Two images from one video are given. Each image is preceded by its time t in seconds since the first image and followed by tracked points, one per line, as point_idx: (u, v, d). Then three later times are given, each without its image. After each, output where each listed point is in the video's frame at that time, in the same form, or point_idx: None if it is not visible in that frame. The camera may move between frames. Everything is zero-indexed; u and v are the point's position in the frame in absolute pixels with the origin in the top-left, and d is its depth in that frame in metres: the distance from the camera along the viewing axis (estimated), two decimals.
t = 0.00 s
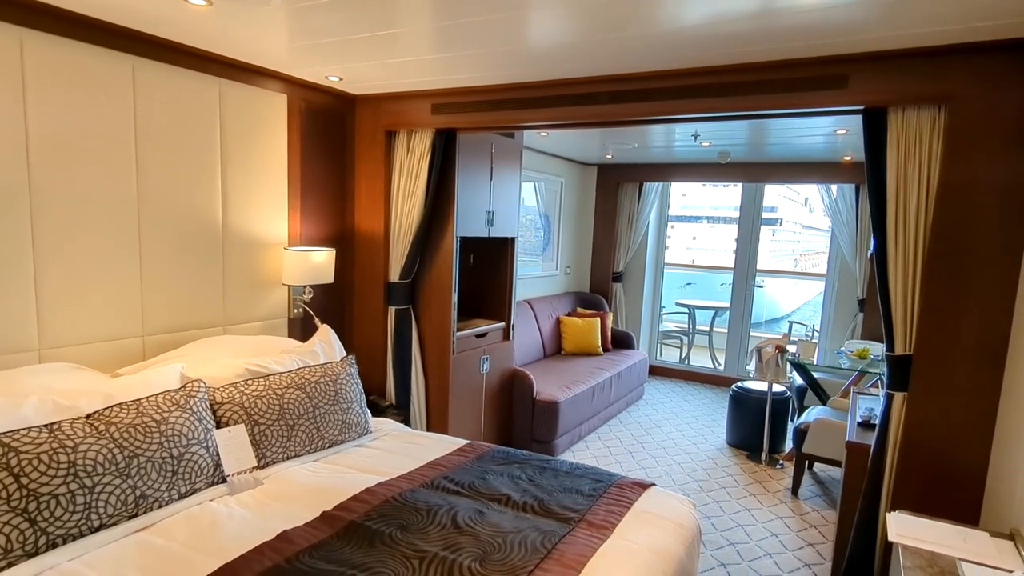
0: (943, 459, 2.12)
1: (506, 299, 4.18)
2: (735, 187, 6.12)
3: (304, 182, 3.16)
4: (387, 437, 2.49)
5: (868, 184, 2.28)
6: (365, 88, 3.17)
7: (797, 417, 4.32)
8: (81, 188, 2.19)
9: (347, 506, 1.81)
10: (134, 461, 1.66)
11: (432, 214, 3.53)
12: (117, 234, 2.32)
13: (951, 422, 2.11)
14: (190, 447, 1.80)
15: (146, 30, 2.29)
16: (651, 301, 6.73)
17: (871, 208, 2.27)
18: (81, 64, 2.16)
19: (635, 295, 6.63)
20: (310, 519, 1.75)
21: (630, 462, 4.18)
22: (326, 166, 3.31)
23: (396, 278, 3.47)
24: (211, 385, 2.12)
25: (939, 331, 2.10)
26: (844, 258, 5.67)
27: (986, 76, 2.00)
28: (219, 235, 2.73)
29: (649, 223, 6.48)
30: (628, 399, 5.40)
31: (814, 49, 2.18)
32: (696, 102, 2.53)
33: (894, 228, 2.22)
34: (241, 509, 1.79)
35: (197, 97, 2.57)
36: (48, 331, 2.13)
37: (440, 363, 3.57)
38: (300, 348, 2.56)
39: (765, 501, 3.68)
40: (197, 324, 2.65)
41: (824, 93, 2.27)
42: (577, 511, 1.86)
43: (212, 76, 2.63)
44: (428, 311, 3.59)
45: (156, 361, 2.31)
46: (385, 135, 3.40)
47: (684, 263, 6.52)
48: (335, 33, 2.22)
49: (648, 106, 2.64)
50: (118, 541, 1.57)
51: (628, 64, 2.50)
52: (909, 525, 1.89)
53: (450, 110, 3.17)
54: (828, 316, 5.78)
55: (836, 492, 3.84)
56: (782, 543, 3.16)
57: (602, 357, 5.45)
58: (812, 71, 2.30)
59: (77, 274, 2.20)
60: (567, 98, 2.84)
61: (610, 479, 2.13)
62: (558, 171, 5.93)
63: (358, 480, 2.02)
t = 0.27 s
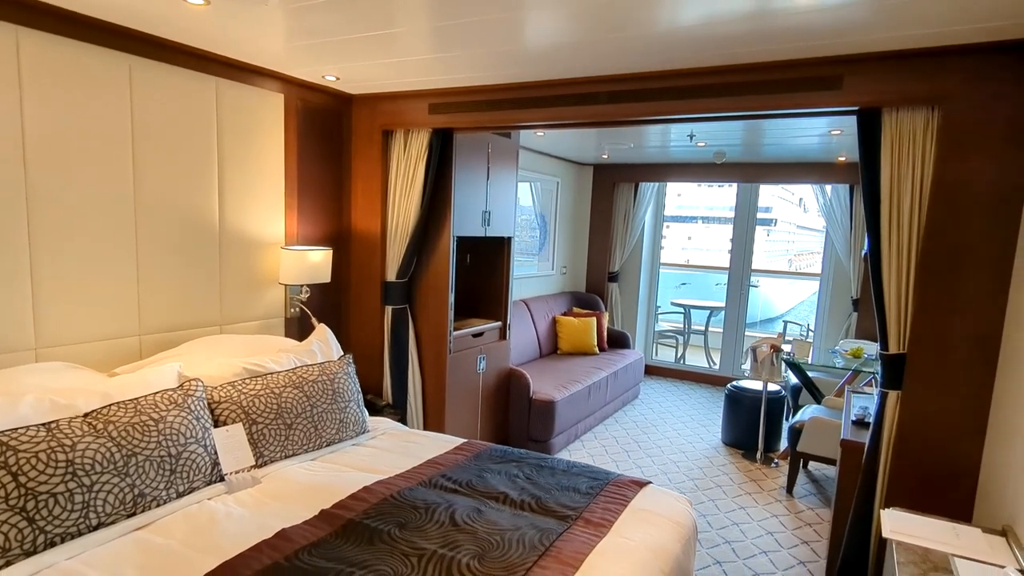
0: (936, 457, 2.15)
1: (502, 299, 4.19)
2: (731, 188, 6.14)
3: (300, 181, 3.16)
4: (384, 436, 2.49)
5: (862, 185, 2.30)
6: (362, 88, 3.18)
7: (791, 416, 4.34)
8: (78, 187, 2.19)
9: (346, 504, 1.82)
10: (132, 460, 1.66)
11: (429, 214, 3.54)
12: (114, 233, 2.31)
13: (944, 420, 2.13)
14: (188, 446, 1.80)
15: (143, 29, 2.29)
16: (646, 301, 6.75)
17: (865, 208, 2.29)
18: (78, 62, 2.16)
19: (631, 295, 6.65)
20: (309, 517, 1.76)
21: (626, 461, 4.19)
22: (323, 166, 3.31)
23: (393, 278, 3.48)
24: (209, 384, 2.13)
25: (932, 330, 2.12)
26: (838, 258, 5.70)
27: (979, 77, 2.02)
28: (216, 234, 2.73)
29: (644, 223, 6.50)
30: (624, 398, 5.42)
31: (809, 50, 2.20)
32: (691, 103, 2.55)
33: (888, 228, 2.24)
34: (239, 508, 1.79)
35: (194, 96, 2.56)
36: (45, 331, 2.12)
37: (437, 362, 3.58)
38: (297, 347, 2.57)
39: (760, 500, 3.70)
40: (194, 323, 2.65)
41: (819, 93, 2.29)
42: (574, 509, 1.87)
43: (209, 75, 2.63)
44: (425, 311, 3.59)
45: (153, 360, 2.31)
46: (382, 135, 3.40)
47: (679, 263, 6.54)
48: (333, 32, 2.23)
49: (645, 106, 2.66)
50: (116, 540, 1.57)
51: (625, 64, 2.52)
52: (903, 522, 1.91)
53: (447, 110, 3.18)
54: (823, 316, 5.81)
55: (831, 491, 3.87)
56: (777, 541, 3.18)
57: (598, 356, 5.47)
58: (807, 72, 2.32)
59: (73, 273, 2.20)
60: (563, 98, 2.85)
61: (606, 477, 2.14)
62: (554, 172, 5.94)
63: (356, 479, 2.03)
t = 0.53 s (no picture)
0: (930, 455, 2.16)
1: (499, 299, 4.19)
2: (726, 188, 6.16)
3: (297, 181, 3.16)
4: (381, 436, 2.49)
5: (857, 185, 2.31)
6: (358, 87, 3.17)
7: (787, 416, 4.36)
8: (73, 187, 2.18)
9: (343, 504, 1.82)
10: (128, 460, 1.65)
11: (425, 214, 3.53)
12: (109, 233, 2.30)
13: (938, 419, 2.14)
14: (185, 446, 1.80)
15: (139, 28, 2.28)
16: (642, 301, 6.76)
17: (860, 209, 2.30)
18: (73, 61, 2.15)
19: (627, 295, 6.66)
20: (305, 517, 1.75)
21: (622, 460, 4.20)
22: (320, 165, 3.31)
23: (389, 278, 3.47)
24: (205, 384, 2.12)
25: (926, 330, 2.14)
26: (833, 258, 5.73)
27: (973, 79, 2.04)
28: (212, 234, 2.72)
29: (640, 223, 6.52)
30: (620, 398, 5.43)
31: (805, 51, 2.21)
32: (687, 103, 2.56)
33: (883, 228, 2.25)
34: (235, 508, 1.79)
35: (190, 95, 2.56)
36: (40, 330, 2.12)
37: (434, 362, 3.58)
38: (294, 347, 2.56)
39: (756, 499, 3.72)
40: (190, 323, 2.65)
41: (815, 94, 2.30)
42: (571, 508, 1.87)
43: (205, 74, 2.62)
44: (422, 310, 3.59)
45: (149, 360, 2.30)
46: (378, 135, 3.40)
47: (675, 263, 6.56)
48: (330, 32, 2.23)
49: (641, 107, 2.66)
50: (112, 540, 1.57)
51: (621, 65, 2.52)
52: (898, 520, 1.92)
53: (444, 110, 3.18)
54: (818, 316, 5.83)
55: (826, 490, 3.89)
56: (773, 540, 3.19)
57: (594, 356, 5.48)
58: (802, 73, 2.33)
59: (69, 273, 2.19)
60: (560, 99, 2.85)
61: (603, 477, 2.15)
62: (550, 171, 5.95)
63: (353, 478, 2.03)
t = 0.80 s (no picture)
0: (925, 454, 2.17)
1: (495, 298, 4.18)
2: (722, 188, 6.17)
3: (292, 180, 3.14)
4: (376, 436, 2.48)
5: (853, 184, 2.31)
6: (354, 86, 3.16)
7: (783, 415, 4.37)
8: (66, 186, 2.16)
9: (338, 504, 1.81)
10: (122, 460, 1.64)
11: (422, 213, 3.52)
12: (103, 232, 2.29)
13: (934, 418, 2.15)
14: (179, 446, 1.79)
15: (133, 26, 2.26)
16: (639, 300, 6.76)
17: (856, 208, 2.31)
18: (66, 59, 2.13)
19: (623, 295, 6.67)
20: (301, 517, 1.75)
21: (618, 460, 4.20)
22: (315, 164, 3.29)
23: (385, 277, 3.46)
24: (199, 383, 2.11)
25: (922, 329, 2.14)
26: (829, 258, 5.74)
27: (968, 79, 2.04)
28: (207, 232, 2.71)
29: (637, 223, 6.52)
30: (616, 397, 5.43)
31: (801, 51, 2.21)
32: (684, 103, 2.55)
33: (878, 227, 2.26)
34: (230, 508, 1.78)
35: (184, 93, 2.54)
36: (33, 330, 2.10)
37: (430, 362, 3.57)
38: (289, 347, 2.55)
39: (752, 498, 3.72)
40: (184, 323, 2.63)
41: (811, 94, 2.30)
42: (568, 508, 1.87)
43: (200, 73, 2.61)
44: (418, 310, 3.58)
45: (143, 359, 2.28)
46: (374, 134, 3.39)
47: (670, 263, 6.57)
48: (325, 30, 2.21)
49: (637, 106, 2.66)
50: (106, 541, 1.56)
51: (617, 64, 2.52)
52: (895, 520, 1.93)
53: (440, 109, 3.17)
54: (814, 315, 5.85)
55: (822, 489, 3.89)
56: (769, 540, 3.20)
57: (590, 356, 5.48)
58: (798, 73, 2.33)
59: (62, 273, 2.17)
60: (556, 98, 2.85)
61: (600, 476, 2.15)
62: (547, 171, 5.95)
63: (348, 478, 2.02)
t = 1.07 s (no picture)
0: (926, 455, 2.16)
1: (493, 298, 4.16)
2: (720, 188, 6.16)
3: (289, 179, 3.12)
4: (374, 437, 2.46)
5: (854, 184, 2.31)
6: (352, 84, 3.14)
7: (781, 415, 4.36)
8: (60, 185, 2.14)
9: (337, 506, 1.79)
10: (117, 463, 1.62)
11: (420, 213, 3.51)
12: (97, 231, 2.26)
13: (935, 419, 2.14)
14: (175, 448, 1.77)
15: (128, 23, 2.24)
16: (637, 300, 6.76)
17: (857, 208, 2.30)
18: (60, 57, 2.10)
19: (621, 295, 6.66)
20: (299, 520, 1.73)
21: (617, 461, 4.19)
22: (313, 163, 3.27)
23: (383, 277, 3.45)
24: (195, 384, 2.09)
25: (923, 329, 2.14)
26: (827, 258, 5.74)
27: (969, 78, 2.03)
28: (203, 232, 2.68)
29: (635, 223, 6.51)
30: (614, 397, 5.42)
31: (801, 50, 2.20)
32: (684, 102, 2.54)
33: (879, 227, 2.25)
34: (226, 511, 1.76)
35: (179, 92, 2.52)
36: (27, 330, 2.08)
37: (428, 362, 3.55)
38: (286, 347, 2.53)
39: (751, 498, 3.71)
40: (180, 323, 2.61)
41: (812, 93, 2.29)
42: (568, 510, 1.85)
43: (196, 71, 2.59)
44: (416, 310, 3.56)
45: (138, 360, 2.26)
46: (372, 133, 3.37)
47: (667, 263, 6.57)
48: (323, 28, 2.19)
49: (637, 105, 2.65)
50: (100, 544, 1.54)
51: (617, 63, 2.51)
52: (897, 521, 1.92)
53: (438, 108, 3.15)
54: (812, 315, 5.84)
55: (821, 490, 3.89)
56: (768, 540, 3.19)
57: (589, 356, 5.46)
58: (799, 72, 2.32)
59: (56, 273, 2.15)
60: (555, 96, 2.83)
61: (600, 478, 2.13)
62: (545, 171, 5.93)
63: (346, 480, 2.00)
